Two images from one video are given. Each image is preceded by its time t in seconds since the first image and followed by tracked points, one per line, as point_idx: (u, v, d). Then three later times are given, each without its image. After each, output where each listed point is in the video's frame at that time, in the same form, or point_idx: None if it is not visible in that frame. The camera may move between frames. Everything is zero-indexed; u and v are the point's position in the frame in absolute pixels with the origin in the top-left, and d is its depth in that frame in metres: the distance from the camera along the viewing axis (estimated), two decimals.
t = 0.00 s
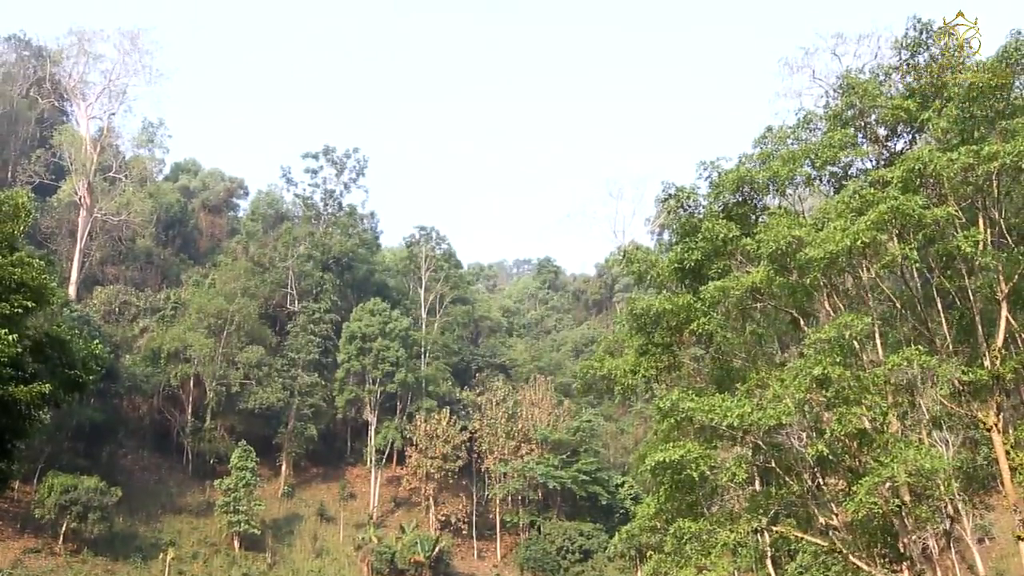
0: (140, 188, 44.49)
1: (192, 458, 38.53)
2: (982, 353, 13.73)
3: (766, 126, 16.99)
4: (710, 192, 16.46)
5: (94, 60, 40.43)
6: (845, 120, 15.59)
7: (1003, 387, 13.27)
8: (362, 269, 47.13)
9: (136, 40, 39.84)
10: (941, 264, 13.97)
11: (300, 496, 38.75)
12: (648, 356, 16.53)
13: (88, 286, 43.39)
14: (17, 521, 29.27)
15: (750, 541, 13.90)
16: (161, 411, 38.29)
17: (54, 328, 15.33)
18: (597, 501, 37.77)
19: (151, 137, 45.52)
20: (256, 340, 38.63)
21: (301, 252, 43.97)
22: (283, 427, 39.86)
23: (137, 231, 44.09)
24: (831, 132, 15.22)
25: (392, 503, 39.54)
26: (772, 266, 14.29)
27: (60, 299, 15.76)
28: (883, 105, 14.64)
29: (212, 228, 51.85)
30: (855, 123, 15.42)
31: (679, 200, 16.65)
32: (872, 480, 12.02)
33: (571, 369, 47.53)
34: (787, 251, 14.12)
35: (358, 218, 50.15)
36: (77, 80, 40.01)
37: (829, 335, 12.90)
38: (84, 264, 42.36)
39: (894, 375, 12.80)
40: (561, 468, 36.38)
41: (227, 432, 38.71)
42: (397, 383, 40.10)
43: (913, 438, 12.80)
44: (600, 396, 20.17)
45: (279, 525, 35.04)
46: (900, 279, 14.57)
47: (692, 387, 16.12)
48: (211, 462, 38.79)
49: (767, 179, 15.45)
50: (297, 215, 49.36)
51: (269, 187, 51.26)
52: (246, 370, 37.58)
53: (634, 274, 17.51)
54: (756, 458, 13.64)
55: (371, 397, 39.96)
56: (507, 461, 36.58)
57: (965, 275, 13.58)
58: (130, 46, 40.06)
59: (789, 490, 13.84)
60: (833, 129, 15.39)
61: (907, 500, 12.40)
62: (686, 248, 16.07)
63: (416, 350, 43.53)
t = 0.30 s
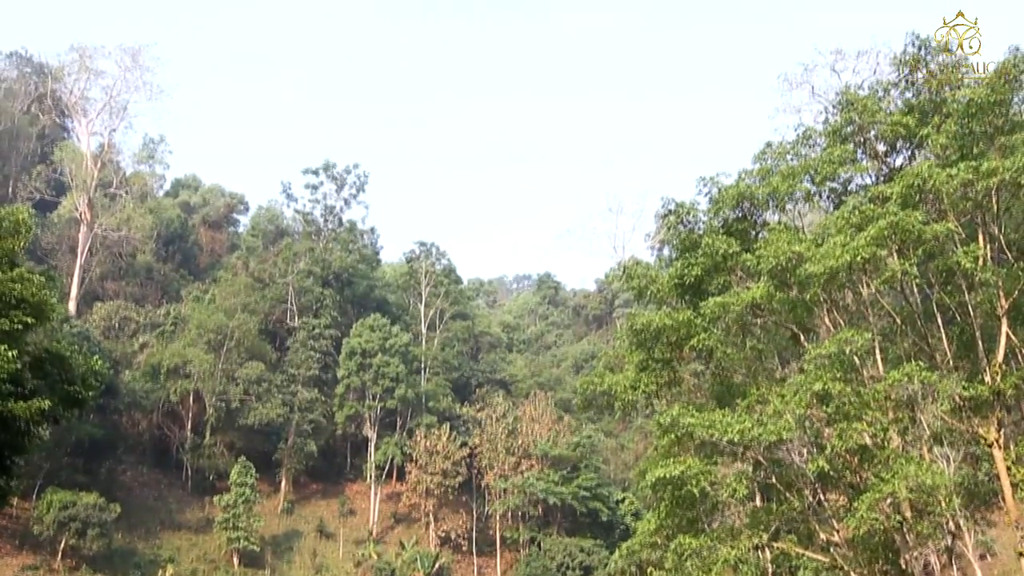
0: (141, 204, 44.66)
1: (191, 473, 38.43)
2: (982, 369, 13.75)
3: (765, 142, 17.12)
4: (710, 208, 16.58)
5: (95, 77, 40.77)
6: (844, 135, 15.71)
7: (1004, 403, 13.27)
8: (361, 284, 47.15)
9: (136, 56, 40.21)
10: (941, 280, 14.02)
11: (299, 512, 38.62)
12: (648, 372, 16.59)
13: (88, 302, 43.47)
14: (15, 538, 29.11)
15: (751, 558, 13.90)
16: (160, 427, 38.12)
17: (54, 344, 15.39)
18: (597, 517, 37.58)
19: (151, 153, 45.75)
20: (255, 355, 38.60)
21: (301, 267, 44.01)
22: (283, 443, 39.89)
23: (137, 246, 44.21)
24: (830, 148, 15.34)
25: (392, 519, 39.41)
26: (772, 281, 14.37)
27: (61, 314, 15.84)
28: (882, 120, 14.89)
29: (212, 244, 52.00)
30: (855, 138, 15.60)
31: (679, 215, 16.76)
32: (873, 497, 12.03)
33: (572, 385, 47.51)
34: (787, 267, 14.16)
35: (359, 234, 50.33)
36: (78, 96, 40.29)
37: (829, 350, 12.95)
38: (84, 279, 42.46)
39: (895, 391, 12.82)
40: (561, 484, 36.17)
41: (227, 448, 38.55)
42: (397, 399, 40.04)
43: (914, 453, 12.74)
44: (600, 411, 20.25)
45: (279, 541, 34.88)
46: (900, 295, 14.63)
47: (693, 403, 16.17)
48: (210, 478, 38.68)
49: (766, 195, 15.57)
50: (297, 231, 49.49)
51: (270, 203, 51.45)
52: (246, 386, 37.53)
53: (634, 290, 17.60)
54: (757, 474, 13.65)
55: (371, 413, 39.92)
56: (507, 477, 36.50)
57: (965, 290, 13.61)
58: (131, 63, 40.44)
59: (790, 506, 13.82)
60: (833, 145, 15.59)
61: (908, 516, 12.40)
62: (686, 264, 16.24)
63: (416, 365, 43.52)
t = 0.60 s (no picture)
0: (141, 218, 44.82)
1: (191, 488, 38.34)
2: (983, 383, 13.79)
3: (766, 156, 17.26)
4: (710, 222, 16.71)
5: (96, 91, 41.02)
6: (844, 150, 15.84)
7: (1005, 417, 13.28)
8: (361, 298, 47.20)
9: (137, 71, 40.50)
10: (941, 293, 14.08)
11: (299, 527, 38.49)
12: (649, 386, 16.64)
13: (88, 316, 43.54)
14: (14, 553, 28.97)
15: (752, 572, 13.88)
16: (159, 441, 37.97)
17: (54, 358, 15.42)
18: (598, 532, 37.42)
19: (152, 167, 45.94)
20: (255, 370, 38.57)
21: (301, 282, 44.10)
22: (284, 457, 39.72)
23: (137, 261, 44.34)
24: (829, 163, 15.45)
25: (392, 533, 39.28)
26: (772, 295, 14.44)
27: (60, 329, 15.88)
28: (881, 134, 14.91)
29: (212, 258, 52.15)
30: (855, 153, 15.71)
31: (679, 229, 16.89)
32: (874, 511, 12.04)
33: (572, 399, 47.49)
34: (787, 281, 14.28)
35: (359, 248, 50.47)
36: (79, 111, 40.50)
37: (830, 364, 13.00)
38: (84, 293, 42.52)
39: (896, 405, 12.84)
40: (561, 499, 36.03)
41: (227, 463, 38.48)
42: (397, 414, 39.95)
43: (914, 468, 12.82)
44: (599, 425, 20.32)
45: (278, 556, 34.73)
46: (900, 309, 14.69)
47: (694, 417, 16.16)
48: (210, 493, 38.58)
49: (766, 210, 15.68)
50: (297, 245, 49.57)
51: (270, 216, 51.60)
52: (246, 401, 37.40)
53: (634, 303, 17.69)
54: (757, 488, 13.66)
55: (371, 427, 39.85)
56: (507, 492, 36.40)
57: (965, 304, 13.67)
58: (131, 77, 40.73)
59: (791, 521, 13.91)
60: (832, 159, 15.69)
61: (910, 531, 12.39)
62: (686, 277, 16.32)
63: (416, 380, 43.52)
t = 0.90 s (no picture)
0: (141, 234, 44.99)
1: (190, 505, 38.19)
2: (983, 399, 13.83)
3: (765, 172, 17.39)
4: (710, 238, 16.88)
5: (97, 107, 41.30)
6: (843, 166, 15.96)
7: (1006, 433, 13.30)
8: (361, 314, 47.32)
9: (139, 87, 40.83)
10: (940, 309, 14.15)
11: (298, 544, 38.32)
12: (649, 403, 16.69)
13: (88, 332, 43.57)
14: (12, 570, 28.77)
15: None
16: (158, 458, 37.87)
17: (54, 375, 15.45)
18: (598, 548, 37.28)
19: (152, 183, 46.16)
20: (255, 386, 38.53)
21: (301, 298, 44.07)
22: (283, 473, 39.74)
23: (138, 277, 44.45)
24: (829, 179, 15.56)
25: (391, 550, 39.11)
26: (772, 311, 14.51)
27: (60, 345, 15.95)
28: (881, 150, 15.07)
29: (212, 274, 52.29)
30: (854, 169, 15.83)
31: (679, 245, 16.98)
32: (875, 527, 12.05)
33: (572, 415, 47.44)
34: (787, 297, 14.33)
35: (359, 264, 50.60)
36: (80, 127, 40.76)
37: (830, 380, 13.05)
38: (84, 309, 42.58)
39: (896, 421, 12.88)
40: (561, 515, 35.89)
41: (226, 479, 38.38)
42: (397, 430, 39.93)
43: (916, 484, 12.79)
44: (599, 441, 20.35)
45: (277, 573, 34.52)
46: (901, 325, 14.76)
47: (694, 433, 16.21)
48: (209, 509, 38.42)
49: (766, 225, 15.80)
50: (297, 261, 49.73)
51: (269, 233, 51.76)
52: (246, 417, 37.36)
53: (634, 319, 17.79)
54: (758, 505, 13.66)
55: (371, 444, 39.76)
56: (507, 508, 36.27)
57: (965, 320, 13.74)
58: (132, 93, 41.04)
59: (793, 538, 13.83)
60: (832, 175, 15.83)
61: (911, 548, 12.38)
62: (686, 293, 16.44)
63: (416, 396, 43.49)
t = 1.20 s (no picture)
0: (141, 252, 45.12)
1: (189, 524, 37.94)
2: (984, 417, 13.87)
3: (765, 190, 17.55)
4: (710, 256, 16.99)
5: (98, 126, 41.60)
6: (843, 184, 16.12)
7: (1008, 451, 13.29)
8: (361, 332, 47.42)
9: (139, 106, 41.15)
10: (940, 327, 14.23)
11: (298, 563, 38.12)
12: (649, 421, 16.75)
13: (88, 350, 43.60)
14: None
15: None
16: (157, 477, 37.70)
17: (54, 393, 15.49)
18: (599, 567, 37.17)
19: (153, 201, 46.39)
20: (255, 405, 38.49)
21: (301, 316, 43.89)
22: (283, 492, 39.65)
23: (138, 295, 44.58)
24: (828, 198, 15.70)
25: (391, 569, 38.92)
26: (773, 328, 14.59)
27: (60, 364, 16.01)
28: (880, 168, 15.18)
29: (212, 292, 52.42)
30: (854, 187, 16.00)
31: (679, 263, 17.13)
32: (877, 546, 12.03)
33: (572, 433, 47.39)
34: (787, 315, 14.42)
35: (360, 282, 50.74)
36: (81, 146, 41.01)
37: (831, 398, 13.10)
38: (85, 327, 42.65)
39: (898, 439, 12.90)
40: (561, 534, 35.84)
41: (226, 498, 38.22)
42: (397, 448, 39.87)
43: (917, 502, 12.83)
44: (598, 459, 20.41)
45: None
46: (901, 342, 14.84)
47: (694, 452, 16.30)
48: (208, 529, 38.18)
49: (766, 243, 15.96)
50: (297, 279, 49.91)
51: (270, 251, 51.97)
52: (246, 436, 37.33)
53: (634, 337, 17.90)
54: (760, 524, 13.65)
55: (371, 462, 39.63)
56: (507, 527, 36.05)
57: (965, 338, 13.81)
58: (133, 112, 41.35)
59: (794, 557, 13.84)
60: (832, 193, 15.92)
61: (913, 567, 12.36)
62: (686, 311, 16.41)
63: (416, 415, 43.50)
